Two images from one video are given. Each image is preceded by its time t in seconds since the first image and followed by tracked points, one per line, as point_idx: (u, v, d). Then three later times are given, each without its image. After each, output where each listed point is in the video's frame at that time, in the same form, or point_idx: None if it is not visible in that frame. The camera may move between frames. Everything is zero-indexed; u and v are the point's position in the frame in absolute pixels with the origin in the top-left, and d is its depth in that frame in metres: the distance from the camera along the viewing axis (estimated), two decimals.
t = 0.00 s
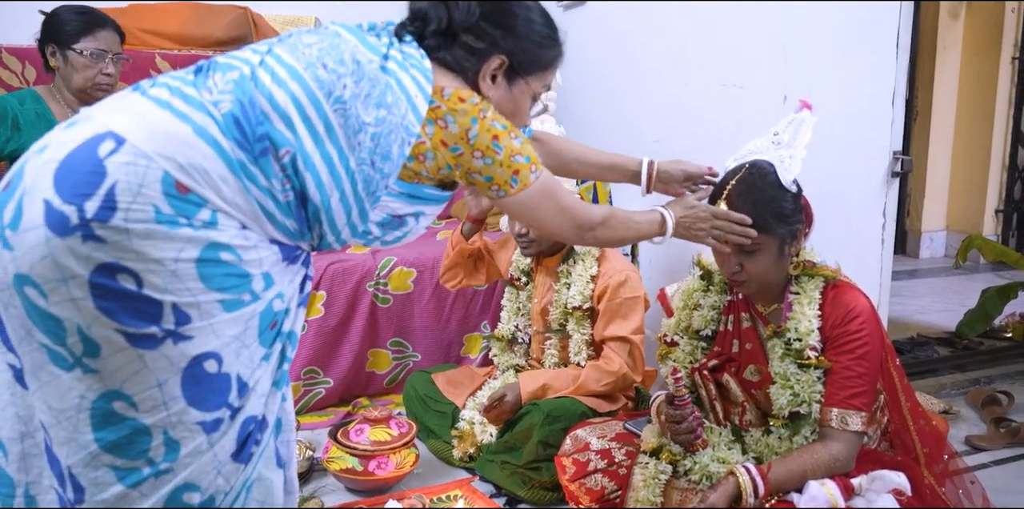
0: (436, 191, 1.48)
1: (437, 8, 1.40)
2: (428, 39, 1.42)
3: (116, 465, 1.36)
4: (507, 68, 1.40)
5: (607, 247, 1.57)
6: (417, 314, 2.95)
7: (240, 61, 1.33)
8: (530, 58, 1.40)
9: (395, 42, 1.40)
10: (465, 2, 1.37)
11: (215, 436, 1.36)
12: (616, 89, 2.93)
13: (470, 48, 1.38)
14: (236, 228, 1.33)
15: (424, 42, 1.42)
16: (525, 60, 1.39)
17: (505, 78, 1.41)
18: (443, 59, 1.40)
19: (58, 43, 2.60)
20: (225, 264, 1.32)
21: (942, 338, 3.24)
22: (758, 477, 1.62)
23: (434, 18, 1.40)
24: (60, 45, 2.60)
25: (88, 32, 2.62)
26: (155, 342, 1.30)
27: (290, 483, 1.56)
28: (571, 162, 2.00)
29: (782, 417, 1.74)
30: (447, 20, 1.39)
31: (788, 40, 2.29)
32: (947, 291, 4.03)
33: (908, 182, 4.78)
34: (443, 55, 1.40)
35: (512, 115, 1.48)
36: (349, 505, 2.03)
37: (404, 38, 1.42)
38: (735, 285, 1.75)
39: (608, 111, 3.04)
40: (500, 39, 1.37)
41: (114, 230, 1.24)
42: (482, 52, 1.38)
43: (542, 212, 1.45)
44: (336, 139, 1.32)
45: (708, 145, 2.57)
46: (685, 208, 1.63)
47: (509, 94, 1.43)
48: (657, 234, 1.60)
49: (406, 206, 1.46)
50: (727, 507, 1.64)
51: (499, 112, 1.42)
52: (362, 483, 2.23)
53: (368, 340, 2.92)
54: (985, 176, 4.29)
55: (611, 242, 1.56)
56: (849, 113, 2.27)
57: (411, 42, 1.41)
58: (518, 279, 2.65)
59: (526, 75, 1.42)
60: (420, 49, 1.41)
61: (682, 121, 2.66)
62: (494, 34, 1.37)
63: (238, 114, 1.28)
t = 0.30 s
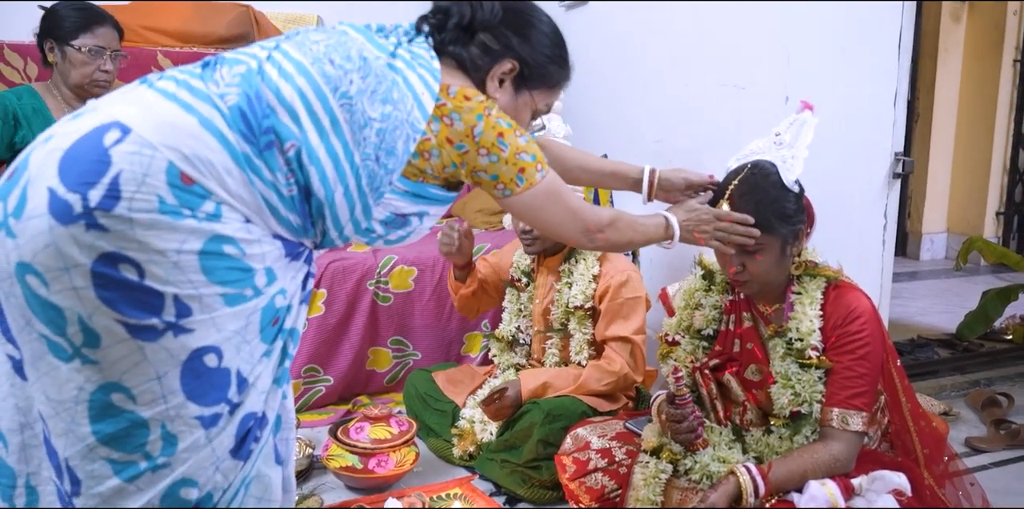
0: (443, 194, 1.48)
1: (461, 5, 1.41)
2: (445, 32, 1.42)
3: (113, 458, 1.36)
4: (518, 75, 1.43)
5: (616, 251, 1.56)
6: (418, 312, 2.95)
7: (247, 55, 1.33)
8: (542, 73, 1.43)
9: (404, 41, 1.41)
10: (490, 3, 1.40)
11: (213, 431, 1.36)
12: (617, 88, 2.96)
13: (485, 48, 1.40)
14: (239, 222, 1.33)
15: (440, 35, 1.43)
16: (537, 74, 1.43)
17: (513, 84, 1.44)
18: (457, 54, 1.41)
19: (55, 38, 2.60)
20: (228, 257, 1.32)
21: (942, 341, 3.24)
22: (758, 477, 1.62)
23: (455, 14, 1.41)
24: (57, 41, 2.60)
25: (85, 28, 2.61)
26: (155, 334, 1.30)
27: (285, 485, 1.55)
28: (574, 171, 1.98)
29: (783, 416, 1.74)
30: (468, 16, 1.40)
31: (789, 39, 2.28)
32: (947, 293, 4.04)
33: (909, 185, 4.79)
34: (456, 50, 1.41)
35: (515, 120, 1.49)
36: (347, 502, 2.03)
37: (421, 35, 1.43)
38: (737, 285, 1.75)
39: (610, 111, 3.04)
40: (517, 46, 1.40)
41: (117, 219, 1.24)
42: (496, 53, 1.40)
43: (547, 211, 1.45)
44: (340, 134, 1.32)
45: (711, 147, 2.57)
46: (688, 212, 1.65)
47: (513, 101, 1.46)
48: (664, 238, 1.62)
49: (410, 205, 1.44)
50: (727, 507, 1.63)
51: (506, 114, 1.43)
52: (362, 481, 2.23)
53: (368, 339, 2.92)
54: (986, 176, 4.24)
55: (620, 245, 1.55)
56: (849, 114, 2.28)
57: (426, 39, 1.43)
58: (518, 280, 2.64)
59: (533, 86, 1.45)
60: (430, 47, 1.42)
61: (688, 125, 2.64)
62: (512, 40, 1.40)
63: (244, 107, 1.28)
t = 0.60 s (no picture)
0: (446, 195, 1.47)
1: (461, 13, 1.43)
2: (445, 41, 1.43)
3: (109, 455, 1.35)
4: (520, 79, 1.43)
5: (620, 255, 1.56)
6: (418, 311, 2.95)
7: (252, 55, 1.34)
8: (543, 75, 1.44)
9: (407, 46, 1.42)
10: (489, 10, 1.42)
11: (210, 430, 1.36)
12: (617, 88, 3.00)
13: (487, 53, 1.40)
14: (241, 220, 1.33)
15: (441, 44, 1.44)
16: (538, 77, 1.44)
17: (515, 89, 1.45)
18: (458, 61, 1.41)
19: (50, 34, 2.59)
20: (229, 255, 1.32)
21: (942, 342, 3.24)
22: (757, 476, 1.62)
23: (455, 22, 1.42)
24: (51, 39, 2.60)
25: (81, 28, 2.60)
26: (153, 329, 1.29)
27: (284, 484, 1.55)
28: (574, 177, 1.97)
29: (783, 416, 1.74)
30: (468, 23, 1.42)
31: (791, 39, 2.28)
32: (948, 295, 4.04)
33: (910, 186, 4.79)
34: (457, 56, 1.41)
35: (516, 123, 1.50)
36: (345, 500, 2.03)
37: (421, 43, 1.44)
38: (739, 286, 1.75)
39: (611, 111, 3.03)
40: (518, 49, 1.41)
41: (119, 213, 1.24)
42: (497, 58, 1.41)
43: (551, 211, 1.44)
44: (343, 133, 1.32)
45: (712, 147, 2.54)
46: (688, 215, 1.65)
47: (516, 105, 1.47)
48: (664, 241, 1.62)
49: (412, 206, 1.44)
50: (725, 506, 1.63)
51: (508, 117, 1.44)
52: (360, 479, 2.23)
53: (368, 337, 2.92)
54: (986, 179, 4.27)
55: (623, 248, 1.55)
56: (849, 113, 2.24)
57: (427, 45, 1.43)
58: (516, 282, 2.63)
59: (535, 90, 1.45)
60: (432, 53, 1.42)
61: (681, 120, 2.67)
62: (512, 45, 1.41)
63: (248, 105, 1.28)
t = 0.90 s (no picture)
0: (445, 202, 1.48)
1: (452, 21, 1.43)
2: (440, 48, 1.43)
3: (105, 459, 1.35)
4: (515, 82, 1.43)
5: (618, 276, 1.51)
6: (417, 311, 2.95)
7: (252, 61, 1.34)
8: (536, 79, 1.43)
9: (404, 53, 1.43)
10: (480, 15, 1.41)
11: (208, 435, 1.36)
12: (617, 88, 3.01)
13: (481, 58, 1.40)
14: (241, 224, 1.33)
15: (436, 50, 1.44)
16: (533, 79, 1.43)
17: (511, 92, 1.44)
18: (453, 66, 1.42)
19: (48, 35, 2.59)
20: (228, 259, 1.32)
21: (941, 344, 3.24)
22: (755, 477, 1.62)
23: (448, 29, 1.43)
24: (50, 40, 2.60)
25: (79, 29, 2.60)
26: (152, 334, 1.29)
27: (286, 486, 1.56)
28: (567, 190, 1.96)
29: (782, 417, 1.75)
30: (460, 29, 1.42)
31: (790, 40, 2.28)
32: (947, 296, 4.04)
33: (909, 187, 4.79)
34: (452, 61, 1.42)
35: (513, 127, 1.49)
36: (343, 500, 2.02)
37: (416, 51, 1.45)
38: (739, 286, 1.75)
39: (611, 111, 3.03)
40: (511, 54, 1.40)
41: (119, 216, 1.23)
42: (492, 62, 1.40)
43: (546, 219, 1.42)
44: (343, 137, 1.32)
45: (711, 147, 2.55)
46: (688, 226, 1.56)
47: (511, 108, 1.45)
48: (665, 258, 1.54)
49: (411, 212, 1.45)
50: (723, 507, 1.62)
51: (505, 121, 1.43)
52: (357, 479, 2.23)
53: (367, 337, 2.91)
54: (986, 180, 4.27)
55: (621, 269, 1.49)
56: (849, 113, 2.22)
57: (422, 53, 1.44)
58: (514, 283, 2.63)
59: (530, 92, 1.45)
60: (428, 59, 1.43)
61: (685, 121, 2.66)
62: (504, 50, 1.40)
63: (248, 109, 1.28)
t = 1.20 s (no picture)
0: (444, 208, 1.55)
1: (439, 27, 1.45)
2: (433, 54, 1.45)
3: (111, 467, 1.35)
4: (509, 79, 1.44)
5: (611, 300, 1.49)
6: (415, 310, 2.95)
7: (258, 70, 1.34)
8: (529, 72, 1.45)
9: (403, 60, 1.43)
10: (466, 19, 1.43)
11: (215, 444, 1.36)
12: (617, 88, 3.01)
13: (474, 59, 1.42)
14: (249, 232, 1.33)
15: (429, 57, 1.46)
16: (525, 74, 1.44)
17: (507, 89, 1.45)
18: (448, 71, 1.43)
19: (49, 37, 2.58)
20: (235, 267, 1.31)
21: (939, 344, 3.25)
22: (754, 478, 1.61)
23: (437, 36, 1.44)
24: (50, 42, 2.59)
25: (79, 30, 2.59)
26: (159, 343, 1.29)
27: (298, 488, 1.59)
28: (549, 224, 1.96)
29: (780, 417, 1.75)
30: (447, 34, 1.44)
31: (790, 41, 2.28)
32: (946, 296, 4.04)
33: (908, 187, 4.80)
34: (446, 66, 1.43)
35: (513, 127, 1.49)
36: (342, 498, 2.02)
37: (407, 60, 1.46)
38: (739, 287, 1.75)
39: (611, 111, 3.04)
40: (501, 51, 1.42)
41: (128, 224, 1.23)
42: (485, 63, 1.42)
43: (545, 232, 1.40)
44: (349, 145, 1.33)
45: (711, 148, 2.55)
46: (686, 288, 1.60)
47: (509, 105, 1.46)
48: (653, 307, 1.56)
49: (411, 220, 1.51)
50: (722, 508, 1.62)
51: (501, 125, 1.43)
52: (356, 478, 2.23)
53: (367, 336, 2.91)
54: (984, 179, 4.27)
55: (613, 294, 1.48)
56: (850, 114, 2.22)
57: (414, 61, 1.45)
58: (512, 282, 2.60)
59: (525, 88, 1.46)
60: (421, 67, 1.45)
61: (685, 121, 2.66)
62: (495, 48, 1.42)
63: (256, 119, 1.28)
